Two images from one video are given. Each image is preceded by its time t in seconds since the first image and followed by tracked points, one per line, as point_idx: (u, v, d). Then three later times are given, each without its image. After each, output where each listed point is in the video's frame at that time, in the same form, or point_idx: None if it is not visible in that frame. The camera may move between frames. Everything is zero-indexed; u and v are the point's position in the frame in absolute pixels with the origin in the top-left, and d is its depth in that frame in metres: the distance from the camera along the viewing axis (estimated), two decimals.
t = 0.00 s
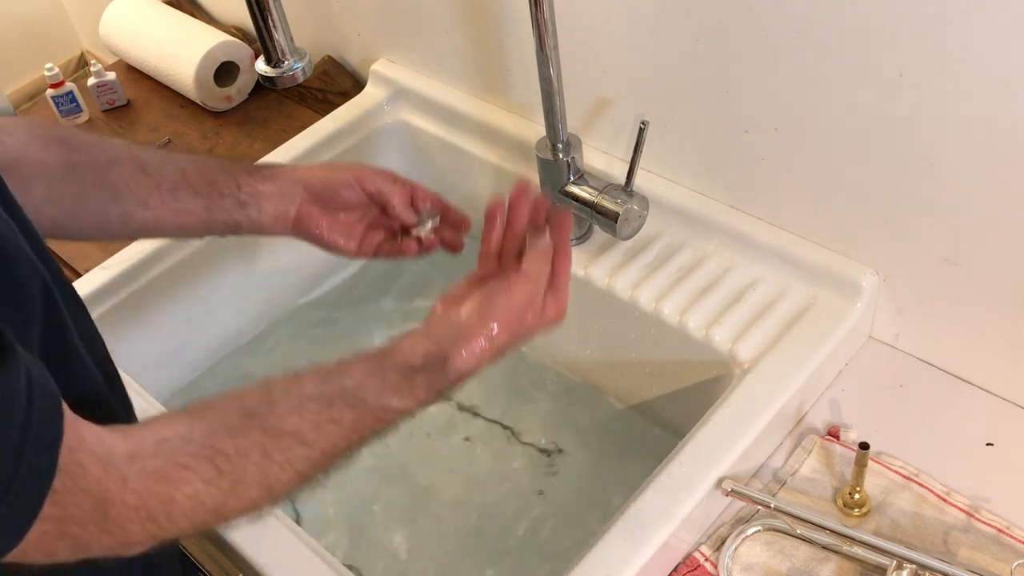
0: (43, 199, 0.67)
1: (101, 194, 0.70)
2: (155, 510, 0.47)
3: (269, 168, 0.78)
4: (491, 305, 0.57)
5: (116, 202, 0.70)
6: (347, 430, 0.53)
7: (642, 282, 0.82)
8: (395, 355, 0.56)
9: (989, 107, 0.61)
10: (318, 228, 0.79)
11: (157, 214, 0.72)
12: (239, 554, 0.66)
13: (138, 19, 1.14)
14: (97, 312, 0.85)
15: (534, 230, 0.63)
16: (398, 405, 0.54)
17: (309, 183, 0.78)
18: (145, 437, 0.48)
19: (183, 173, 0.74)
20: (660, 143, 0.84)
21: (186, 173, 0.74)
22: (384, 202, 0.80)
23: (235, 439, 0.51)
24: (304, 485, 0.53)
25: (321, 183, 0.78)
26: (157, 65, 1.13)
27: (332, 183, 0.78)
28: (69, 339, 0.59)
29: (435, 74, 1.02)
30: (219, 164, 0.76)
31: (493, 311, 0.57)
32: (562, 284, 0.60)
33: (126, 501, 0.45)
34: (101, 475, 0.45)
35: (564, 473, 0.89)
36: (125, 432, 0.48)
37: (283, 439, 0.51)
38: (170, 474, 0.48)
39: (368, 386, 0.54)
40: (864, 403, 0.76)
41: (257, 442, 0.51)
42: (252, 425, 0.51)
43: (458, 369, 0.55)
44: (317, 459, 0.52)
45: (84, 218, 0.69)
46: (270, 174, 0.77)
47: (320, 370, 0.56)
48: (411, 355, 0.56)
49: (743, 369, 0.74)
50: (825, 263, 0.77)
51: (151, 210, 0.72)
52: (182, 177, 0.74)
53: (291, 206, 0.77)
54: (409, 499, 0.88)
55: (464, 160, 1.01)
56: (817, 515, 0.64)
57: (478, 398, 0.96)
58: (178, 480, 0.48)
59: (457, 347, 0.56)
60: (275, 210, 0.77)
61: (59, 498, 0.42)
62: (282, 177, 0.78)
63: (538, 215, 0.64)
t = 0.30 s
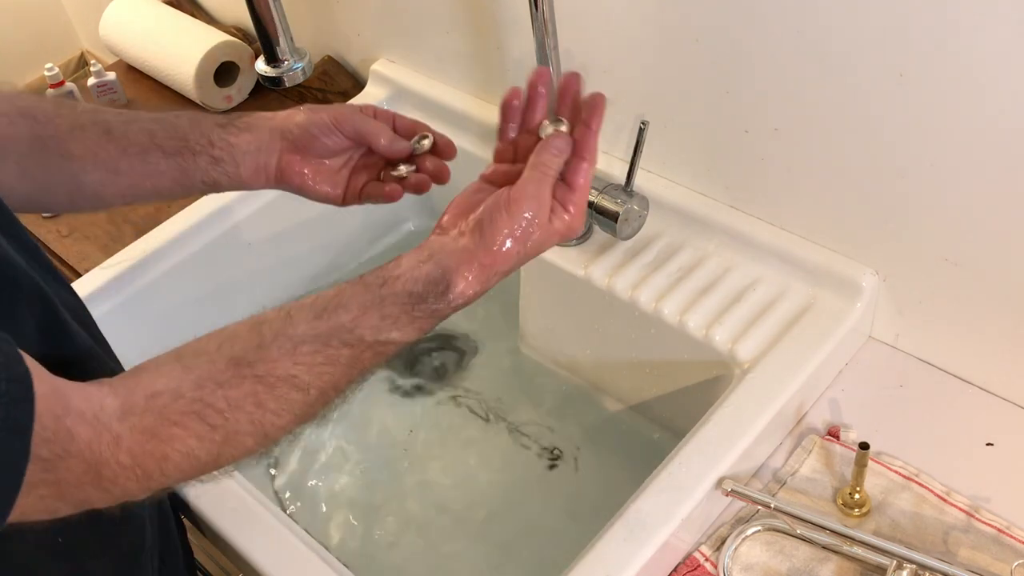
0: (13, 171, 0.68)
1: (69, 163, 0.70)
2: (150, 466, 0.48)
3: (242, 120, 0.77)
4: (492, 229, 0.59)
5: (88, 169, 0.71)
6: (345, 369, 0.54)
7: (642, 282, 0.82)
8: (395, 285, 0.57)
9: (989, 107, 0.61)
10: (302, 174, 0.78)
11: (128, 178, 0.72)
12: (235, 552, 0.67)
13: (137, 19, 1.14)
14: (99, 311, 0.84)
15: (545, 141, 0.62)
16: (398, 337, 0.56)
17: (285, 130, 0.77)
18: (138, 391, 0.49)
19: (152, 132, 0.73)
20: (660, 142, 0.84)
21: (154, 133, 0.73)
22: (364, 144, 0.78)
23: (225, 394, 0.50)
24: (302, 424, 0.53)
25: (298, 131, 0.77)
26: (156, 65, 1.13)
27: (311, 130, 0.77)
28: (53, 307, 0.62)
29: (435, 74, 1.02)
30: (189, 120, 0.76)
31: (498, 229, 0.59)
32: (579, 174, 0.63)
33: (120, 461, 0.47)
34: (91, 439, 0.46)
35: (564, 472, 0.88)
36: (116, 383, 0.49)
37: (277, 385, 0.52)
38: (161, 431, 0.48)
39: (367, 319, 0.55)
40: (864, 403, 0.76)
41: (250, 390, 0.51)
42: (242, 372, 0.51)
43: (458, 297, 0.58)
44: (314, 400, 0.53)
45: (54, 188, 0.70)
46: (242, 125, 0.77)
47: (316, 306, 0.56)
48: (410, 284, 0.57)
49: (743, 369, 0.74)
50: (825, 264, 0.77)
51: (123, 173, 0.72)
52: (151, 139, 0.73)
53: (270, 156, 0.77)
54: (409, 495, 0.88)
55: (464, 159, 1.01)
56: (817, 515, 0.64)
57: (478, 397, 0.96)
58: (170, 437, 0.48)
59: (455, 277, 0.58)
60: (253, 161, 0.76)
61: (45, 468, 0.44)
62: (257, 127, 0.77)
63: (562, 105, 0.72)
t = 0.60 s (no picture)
0: None
1: (55, 168, 0.70)
2: (122, 481, 0.49)
3: (234, 126, 0.77)
4: (476, 266, 0.64)
5: (74, 175, 0.71)
6: (323, 395, 0.57)
7: (642, 282, 0.82)
8: (377, 315, 0.60)
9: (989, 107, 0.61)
10: (295, 186, 0.78)
11: (114, 184, 0.73)
12: (235, 550, 0.67)
13: (136, 19, 1.14)
14: (91, 318, 0.85)
15: (534, 188, 0.67)
16: (377, 366, 0.59)
17: (277, 139, 0.76)
18: (114, 407, 0.51)
19: (142, 138, 0.74)
20: (660, 143, 0.84)
21: (144, 138, 0.74)
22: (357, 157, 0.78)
23: (204, 412, 0.53)
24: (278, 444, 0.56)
25: (291, 139, 0.76)
26: (156, 65, 1.13)
27: (304, 138, 0.76)
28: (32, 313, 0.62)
29: (435, 74, 1.02)
30: (178, 125, 0.76)
31: (484, 269, 0.64)
32: (562, 222, 0.67)
33: (92, 476, 0.48)
34: (61, 454, 0.47)
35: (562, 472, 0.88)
36: (93, 397, 0.51)
37: (256, 408, 0.54)
38: (136, 448, 0.50)
39: (348, 346, 0.58)
40: (864, 403, 0.76)
41: (228, 411, 0.53)
42: (222, 393, 0.54)
43: (438, 330, 0.62)
44: (290, 423, 0.55)
45: (39, 194, 0.70)
46: (235, 131, 0.76)
47: (298, 331, 0.58)
48: (392, 315, 0.61)
49: (743, 369, 0.74)
50: (826, 264, 0.77)
51: (110, 178, 0.72)
52: (141, 145, 0.73)
53: (262, 165, 0.77)
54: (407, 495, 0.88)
55: (464, 160, 1.01)
56: (817, 515, 0.64)
57: (478, 396, 0.96)
58: (146, 455, 0.50)
59: (437, 312, 0.62)
60: (244, 169, 0.76)
61: (16, 484, 0.46)
62: (249, 135, 0.77)
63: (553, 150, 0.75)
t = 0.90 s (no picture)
0: None
1: (49, 165, 0.70)
2: (110, 483, 0.50)
3: (230, 120, 0.77)
4: (473, 273, 0.65)
5: (70, 172, 0.71)
6: (316, 399, 0.57)
7: (642, 282, 0.82)
8: (371, 320, 0.62)
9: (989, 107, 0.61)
10: (293, 175, 0.78)
11: (109, 179, 0.73)
12: (234, 551, 0.67)
13: (136, 19, 1.14)
14: (91, 317, 0.85)
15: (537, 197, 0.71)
16: (371, 370, 0.60)
17: (271, 129, 0.76)
18: (103, 408, 0.52)
19: (136, 132, 0.74)
20: (660, 143, 0.84)
21: (139, 132, 0.74)
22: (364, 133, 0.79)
23: (194, 413, 0.53)
24: (271, 449, 0.56)
25: (283, 126, 0.76)
26: (156, 65, 1.13)
27: (297, 121, 0.76)
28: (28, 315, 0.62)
29: (435, 74, 1.02)
30: (173, 120, 0.76)
31: (478, 279, 0.65)
32: (561, 227, 0.70)
33: (77, 478, 0.49)
34: (46, 454, 0.48)
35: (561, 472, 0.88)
36: (80, 398, 0.51)
37: (247, 410, 0.54)
38: (125, 449, 0.51)
39: (341, 350, 0.59)
40: (864, 403, 0.76)
41: (219, 413, 0.54)
42: (212, 395, 0.54)
43: (433, 335, 0.63)
44: (282, 427, 0.55)
45: (35, 191, 0.70)
46: (231, 125, 0.77)
47: (291, 335, 0.59)
48: (386, 321, 0.62)
49: (743, 369, 0.74)
50: (826, 264, 0.77)
51: (105, 173, 0.72)
52: (135, 139, 0.74)
53: (256, 157, 0.77)
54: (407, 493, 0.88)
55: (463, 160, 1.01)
56: (818, 515, 0.64)
57: (479, 395, 0.96)
58: (134, 456, 0.51)
59: (431, 317, 0.63)
60: (239, 162, 0.76)
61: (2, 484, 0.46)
62: (244, 127, 0.77)
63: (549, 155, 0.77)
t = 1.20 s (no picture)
0: None
1: (48, 158, 0.71)
2: (100, 484, 0.50)
3: (229, 108, 0.77)
4: (467, 275, 0.65)
5: (69, 164, 0.72)
6: (310, 401, 0.58)
7: (642, 282, 0.82)
8: (365, 323, 0.62)
9: (989, 107, 0.61)
10: (293, 162, 0.77)
11: (109, 171, 0.73)
12: (233, 551, 0.67)
13: (136, 19, 1.14)
14: (91, 317, 0.85)
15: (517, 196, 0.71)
16: (366, 373, 0.60)
17: (271, 114, 0.76)
18: (93, 410, 0.52)
19: (136, 122, 0.74)
20: (660, 142, 0.84)
21: (138, 121, 0.75)
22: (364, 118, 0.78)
23: (190, 415, 0.54)
24: (263, 452, 0.56)
25: (281, 111, 0.76)
26: (156, 65, 1.13)
27: (296, 103, 0.75)
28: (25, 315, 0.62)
29: (435, 74, 1.02)
30: (172, 108, 0.76)
31: (471, 279, 0.65)
32: (550, 226, 0.69)
33: (68, 479, 0.49)
34: (34, 455, 0.48)
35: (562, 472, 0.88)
36: (72, 400, 0.52)
37: (241, 410, 0.55)
38: (116, 450, 0.51)
39: (335, 352, 0.60)
40: (864, 403, 0.76)
41: (212, 413, 0.54)
42: (206, 396, 0.55)
43: (427, 338, 0.63)
44: (276, 429, 0.56)
45: (34, 185, 0.71)
46: (230, 113, 0.77)
47: (286, 338, 0.61)
48: (381, 324, 0.62)
49: (743, 369, 0.74)
50: (826, 264, 0.77)
51: (104, 163, 0.73)
52: (135, 129, 0.74)
53: (256, 144, 0.76)
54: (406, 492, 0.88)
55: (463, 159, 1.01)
56: (817, 515, 0.64)
57: (477, 395, 0.97)
58: (126, 457, 0.51)
59: (426, 320, 0.64)
60: (239, 150, 0.76)
61: None
62: (243, 114, 0.77)
63: (533, 156, 0.75)
